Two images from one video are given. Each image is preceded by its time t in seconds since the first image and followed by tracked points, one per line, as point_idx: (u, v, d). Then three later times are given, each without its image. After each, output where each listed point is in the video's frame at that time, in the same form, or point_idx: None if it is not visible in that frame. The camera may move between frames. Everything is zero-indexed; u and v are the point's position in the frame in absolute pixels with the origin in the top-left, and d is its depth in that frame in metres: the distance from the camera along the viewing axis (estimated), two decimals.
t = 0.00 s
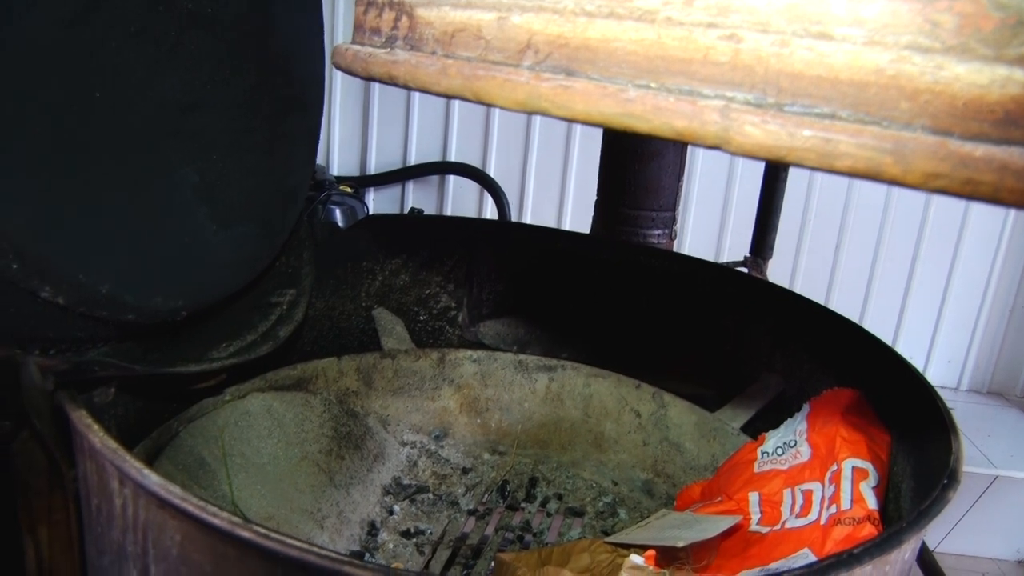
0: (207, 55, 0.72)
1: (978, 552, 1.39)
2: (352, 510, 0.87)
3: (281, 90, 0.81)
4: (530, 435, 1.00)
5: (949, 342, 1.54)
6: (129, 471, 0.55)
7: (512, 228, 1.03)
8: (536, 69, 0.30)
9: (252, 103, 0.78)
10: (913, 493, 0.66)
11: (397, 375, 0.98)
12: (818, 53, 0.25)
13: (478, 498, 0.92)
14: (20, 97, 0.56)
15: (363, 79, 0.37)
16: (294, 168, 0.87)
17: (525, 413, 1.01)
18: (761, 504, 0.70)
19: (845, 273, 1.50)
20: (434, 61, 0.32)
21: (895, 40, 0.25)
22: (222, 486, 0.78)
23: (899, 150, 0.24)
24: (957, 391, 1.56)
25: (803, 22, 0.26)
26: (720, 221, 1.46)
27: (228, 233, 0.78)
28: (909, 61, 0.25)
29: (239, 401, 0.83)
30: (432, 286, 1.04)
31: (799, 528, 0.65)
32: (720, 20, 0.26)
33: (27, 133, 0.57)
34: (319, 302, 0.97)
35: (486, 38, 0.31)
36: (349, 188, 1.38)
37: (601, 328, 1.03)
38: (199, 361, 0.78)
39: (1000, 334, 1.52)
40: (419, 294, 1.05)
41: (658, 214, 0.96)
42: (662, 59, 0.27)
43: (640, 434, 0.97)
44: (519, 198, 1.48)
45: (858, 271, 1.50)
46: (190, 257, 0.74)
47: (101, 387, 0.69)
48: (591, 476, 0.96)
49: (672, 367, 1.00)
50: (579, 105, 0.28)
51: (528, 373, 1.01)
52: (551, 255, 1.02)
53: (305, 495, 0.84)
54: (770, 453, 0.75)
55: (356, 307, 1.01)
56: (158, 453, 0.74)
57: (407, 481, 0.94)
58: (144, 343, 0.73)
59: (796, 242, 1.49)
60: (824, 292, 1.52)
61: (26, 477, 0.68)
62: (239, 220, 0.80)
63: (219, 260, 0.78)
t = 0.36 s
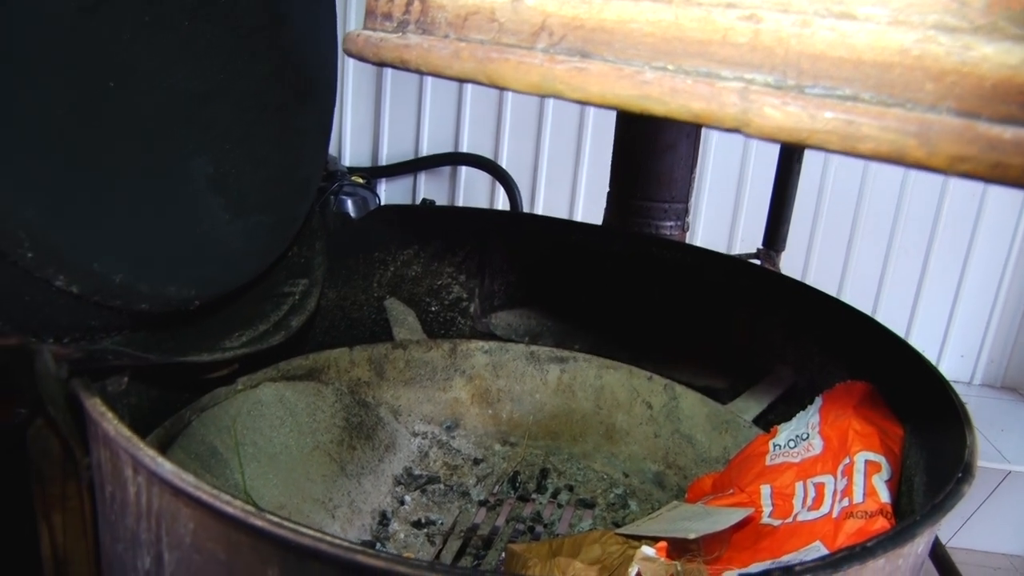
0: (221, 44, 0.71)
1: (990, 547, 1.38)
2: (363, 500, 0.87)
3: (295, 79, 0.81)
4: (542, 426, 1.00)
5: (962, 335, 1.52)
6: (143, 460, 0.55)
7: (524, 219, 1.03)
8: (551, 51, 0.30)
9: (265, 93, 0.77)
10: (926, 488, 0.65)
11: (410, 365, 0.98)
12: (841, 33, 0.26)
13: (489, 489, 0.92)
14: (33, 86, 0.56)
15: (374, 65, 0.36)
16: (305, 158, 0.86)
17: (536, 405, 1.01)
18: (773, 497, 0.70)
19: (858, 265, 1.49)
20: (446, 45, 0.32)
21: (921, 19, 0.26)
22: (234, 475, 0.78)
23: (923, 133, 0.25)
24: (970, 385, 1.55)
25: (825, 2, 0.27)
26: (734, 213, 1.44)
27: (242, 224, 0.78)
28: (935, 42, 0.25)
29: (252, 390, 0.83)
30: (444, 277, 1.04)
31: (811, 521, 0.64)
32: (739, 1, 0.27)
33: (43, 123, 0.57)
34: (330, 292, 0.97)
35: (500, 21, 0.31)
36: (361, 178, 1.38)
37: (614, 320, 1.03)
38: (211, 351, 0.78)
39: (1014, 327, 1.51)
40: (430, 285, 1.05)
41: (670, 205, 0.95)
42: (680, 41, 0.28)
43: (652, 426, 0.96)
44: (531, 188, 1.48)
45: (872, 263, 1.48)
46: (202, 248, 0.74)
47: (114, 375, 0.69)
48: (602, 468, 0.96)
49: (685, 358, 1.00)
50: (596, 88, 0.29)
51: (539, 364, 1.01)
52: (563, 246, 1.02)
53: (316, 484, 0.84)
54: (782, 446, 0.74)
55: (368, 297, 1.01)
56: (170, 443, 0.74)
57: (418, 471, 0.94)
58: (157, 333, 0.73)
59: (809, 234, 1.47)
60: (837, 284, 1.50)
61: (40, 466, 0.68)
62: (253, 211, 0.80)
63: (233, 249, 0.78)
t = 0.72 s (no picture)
0: (234, 33, 0.71)
1: (1001, 541, 1.36)
2: (374, 489, 0.87)
3: (307, 66, 0.80)
4: (553, 416, 0.99)
5: (977, 327, 1.50)
6: (158, 447, 0.55)
7: (537, 208, 1.02)
8: (569, 28, 0.30)
9: (277, 80, 0.77)
10: (940, 480, 0.64)
11: (423, 354, 0.97)
12: (874, 8, 0.26)
13: (500, 479, 0.92)
14: (46, 74, 0.55)
15: (387, 48, 0.36)
16: (317, 146, 0.85)
17: (548, 394, 1.00)
18: (785, 487, 0.69)
19: (873, 255, 1.47)
20: (462, 24, 0.32)
21: None
22: (247, 462, 0.78)
23: (963, 110, 0.24)
24: (983, 378, 1.53)
25: None
26: (747, 203, 1.43)
27: (254, 211, 0.78)
28: (973, 16, 0.25)
29: (263, 379, 0.83)
30: (456, 266, 1.04)
31: (823, 513, 0.63)
32: None
33: (57, 108, 0.57)
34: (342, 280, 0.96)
35: None
36: (373, 167, 1.38)
37: (628, 310, 1.02)
38: (224, 339, 0.77)
39: None
40: (441, 275, 1.04)
41: (684, 195, 0.94)
42: (704, 17, 0.28)
43: (664, 417, 0.95)
44: (543, 178, 1.47)
45: (886, 253, 1.46)
46: (214, 236, 0.73)
47: (128, 362, 0.69)
48: (614, 458, 0.96)
49: (699, 348, 0.99)
50: (616, 66, 0.29)
51: (552, 354, 1.00)
52: (576, 236, 1.01)
53: (328, 472, 0.84)
54: (795, 437, 0.73)
55: (379, 286, 1.01)
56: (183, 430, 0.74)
57: (430, 460, 0.94)
58: (170, 321, 0.73)
59: (823, 223, 1.45)
60: (851, 275, 1.48)
61: (56, 449, 0.69)
62: (265, 198, 0.79)
63: (246, 236, 0.77)
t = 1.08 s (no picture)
0: (245, 20, 0.71)
1: (1013, 534, 1.35)
2: (384, 478, 0.87)
3: (318, 54, 0.80)
4: (563, 406, 0.99)
5: (989, 319, 1.48)
6: (168, 434, 0.55)
7: (546, 196, 1.01)
8: (588, 14, 0.31)
9: (290, 68, 0.77)
10: (951, 472, 0.64)
11: (433, 342, 0.97)
12: None
13: (510, 468, 0.92)
14: (65, 62, 0.56)
15: (401, 34, 0.36)
16: (328, 133, 0.85)
17: (558, 384, 1.00)
18: (795, 479, 0.69)
19: (885, 246, 1.45)
20: (479, 10, 0.33)
21: None
22: (257, 450, 0.79)
23: (989, 96, 0.25)
24: (995, 370, 1.52)
25: None
26: (759, 192, 1.42)
27: (266, 199, 0.78)
28: (1002, 2, 0.26)
29: (273, 367, 0.83)
30: (465, 255, 1.04)
31: (833, 503, 0.63)
32: None
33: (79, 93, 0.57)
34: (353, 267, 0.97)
35: None
36: (383, 156, 1.37)
37: (638, 299, 1.02)
38: (234, 326, 0.77)
39: None
40: (451, 264, 1.04)
41: (695, 184, 0.94)
42: (726, 4, 0.29)
43: (674, 407, 0.95)
44: (553, 167, 1.46)
45: (898, 243, 1.45)
46: (226, 223, 0.73)
47: (139, 350, 0.71)
48: (624, 448, 0.96)
49: (709, 338, 0.98)
50: (637, 52, 0.29)
51: (562, 343, 0.99)
52: (586, 224, 1.01)
53: (338, 461, 0.84)
54: (805, 428, 0.73)
55: (389, 274, 1.01)
56: (194, 417, 0.75)
57: (439, 449, 0.94)
58: (179, 310, 0.73)
59: (834, 214, 1.44)
60: (863, 265, 1.47)
61: (67, 437, 0.69)
62: (277, 187, 0.80)
63: (259, 223, 0.78)
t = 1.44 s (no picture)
0: (254, 9, 0.71)
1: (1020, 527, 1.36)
2: (392, 467, 0.88)
3: (327, 44, 0.80)
4: (571, 396, 0.99)
5: (999, 311, 1.48)
6: (177, 421, 0.56)
7: (555, 186, 1.02)
8: (602, 9, 0.32)
9: (300, 58, 0.77)
10: (959, 465, 0.64)
11: (441, 332, 0.97)
12: None
13: (517, 458, 0.93)
14: (76, 53, 0.57)
15: (416, 26, 0.37)
16: (338, 123, 0.86)
17: (566, 373, 1.00)
18: (803, 469, 0.69)
19: (895, 236, 1.45)
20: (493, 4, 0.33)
21: None
22: (265, 438, 0.80)
23: (995, 96, 0.27)
24: (1004, 363, 1.51)
25: None
26: (768, 183, 1.42)
27: (277, 189, 0.79)
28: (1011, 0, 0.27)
29: (282, 356, 0.84)
30: (474, 244, 1.04)
31: (842, 494, 0.64)
32: None
33: (89, 84, 0.58)
34: (364, 255, 0.98)
35: None
36: (391, 146, 1.38)
37: (646, 289, 1.02)
38: (243, 313, 0.78)
39: None
40: (459, 253, 1.05)
41: (704, 174, 0.94)
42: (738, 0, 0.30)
43: (682, 398, 0.95)
44: (562, 157, 1.46)
45: (907, 234, 1.45)
46: (234, 212, 0.74)
47: (149, 337, 0.71)
48: (632, 439, 0.96)
49: (717, 328, 0.98)
50: (650, 48, 0.30)
51: (571, 333, 1.00)
52: (594, 214, 1.01)
53: (346, 450, 0.85)
54: (814, 419, 0.73)
55: (398, 263, 1.01)
56: (202, 406, 0.76)
57: (447, 438, 0.95)
58: (186, 299, 0.74)
59: (844, 204, 1.44)
60: (872, 257, 1.47)
61: (77, 423, 0.69)
62: (287, 176, 0.80)
63: (268, 213, 0.78)
